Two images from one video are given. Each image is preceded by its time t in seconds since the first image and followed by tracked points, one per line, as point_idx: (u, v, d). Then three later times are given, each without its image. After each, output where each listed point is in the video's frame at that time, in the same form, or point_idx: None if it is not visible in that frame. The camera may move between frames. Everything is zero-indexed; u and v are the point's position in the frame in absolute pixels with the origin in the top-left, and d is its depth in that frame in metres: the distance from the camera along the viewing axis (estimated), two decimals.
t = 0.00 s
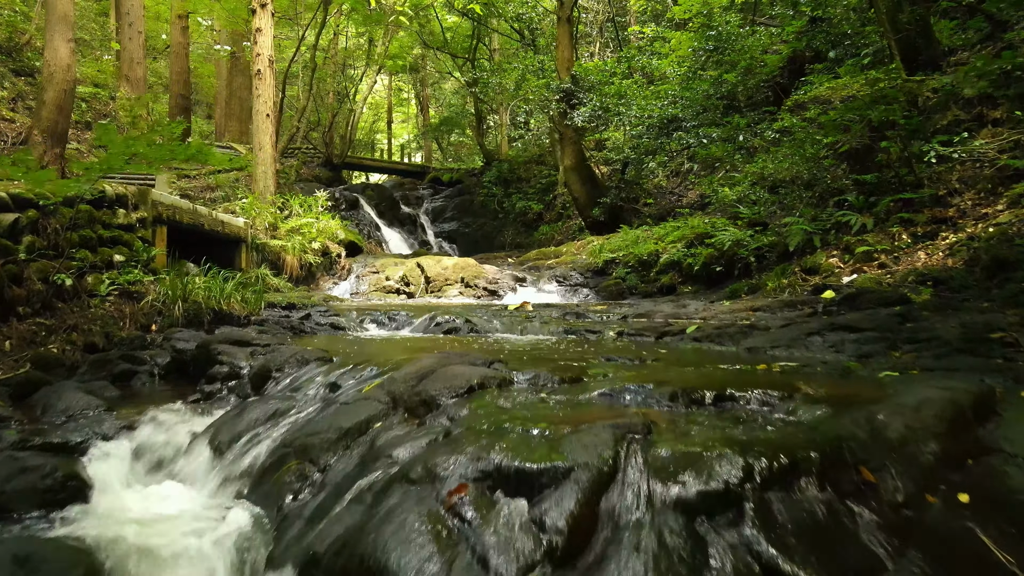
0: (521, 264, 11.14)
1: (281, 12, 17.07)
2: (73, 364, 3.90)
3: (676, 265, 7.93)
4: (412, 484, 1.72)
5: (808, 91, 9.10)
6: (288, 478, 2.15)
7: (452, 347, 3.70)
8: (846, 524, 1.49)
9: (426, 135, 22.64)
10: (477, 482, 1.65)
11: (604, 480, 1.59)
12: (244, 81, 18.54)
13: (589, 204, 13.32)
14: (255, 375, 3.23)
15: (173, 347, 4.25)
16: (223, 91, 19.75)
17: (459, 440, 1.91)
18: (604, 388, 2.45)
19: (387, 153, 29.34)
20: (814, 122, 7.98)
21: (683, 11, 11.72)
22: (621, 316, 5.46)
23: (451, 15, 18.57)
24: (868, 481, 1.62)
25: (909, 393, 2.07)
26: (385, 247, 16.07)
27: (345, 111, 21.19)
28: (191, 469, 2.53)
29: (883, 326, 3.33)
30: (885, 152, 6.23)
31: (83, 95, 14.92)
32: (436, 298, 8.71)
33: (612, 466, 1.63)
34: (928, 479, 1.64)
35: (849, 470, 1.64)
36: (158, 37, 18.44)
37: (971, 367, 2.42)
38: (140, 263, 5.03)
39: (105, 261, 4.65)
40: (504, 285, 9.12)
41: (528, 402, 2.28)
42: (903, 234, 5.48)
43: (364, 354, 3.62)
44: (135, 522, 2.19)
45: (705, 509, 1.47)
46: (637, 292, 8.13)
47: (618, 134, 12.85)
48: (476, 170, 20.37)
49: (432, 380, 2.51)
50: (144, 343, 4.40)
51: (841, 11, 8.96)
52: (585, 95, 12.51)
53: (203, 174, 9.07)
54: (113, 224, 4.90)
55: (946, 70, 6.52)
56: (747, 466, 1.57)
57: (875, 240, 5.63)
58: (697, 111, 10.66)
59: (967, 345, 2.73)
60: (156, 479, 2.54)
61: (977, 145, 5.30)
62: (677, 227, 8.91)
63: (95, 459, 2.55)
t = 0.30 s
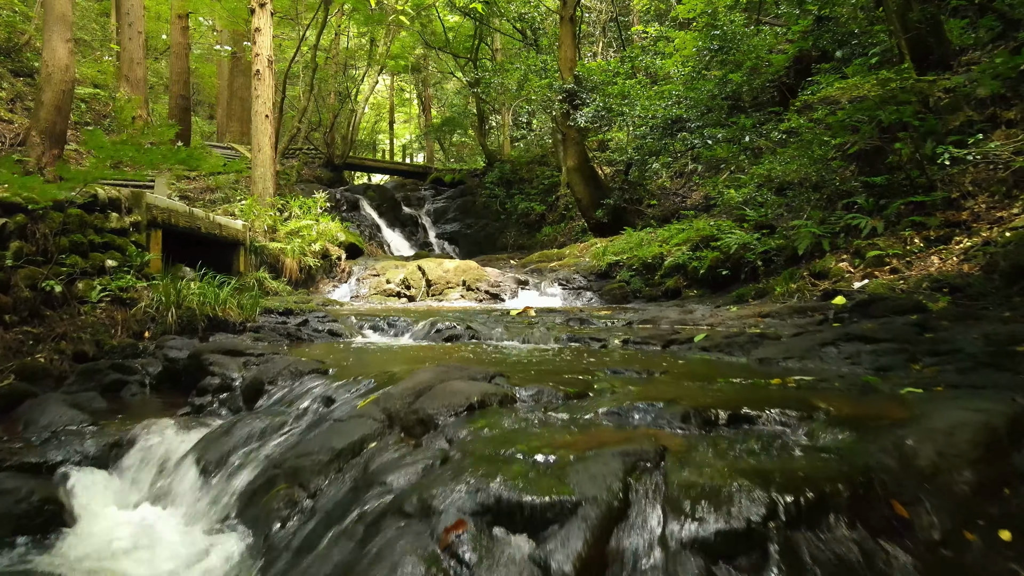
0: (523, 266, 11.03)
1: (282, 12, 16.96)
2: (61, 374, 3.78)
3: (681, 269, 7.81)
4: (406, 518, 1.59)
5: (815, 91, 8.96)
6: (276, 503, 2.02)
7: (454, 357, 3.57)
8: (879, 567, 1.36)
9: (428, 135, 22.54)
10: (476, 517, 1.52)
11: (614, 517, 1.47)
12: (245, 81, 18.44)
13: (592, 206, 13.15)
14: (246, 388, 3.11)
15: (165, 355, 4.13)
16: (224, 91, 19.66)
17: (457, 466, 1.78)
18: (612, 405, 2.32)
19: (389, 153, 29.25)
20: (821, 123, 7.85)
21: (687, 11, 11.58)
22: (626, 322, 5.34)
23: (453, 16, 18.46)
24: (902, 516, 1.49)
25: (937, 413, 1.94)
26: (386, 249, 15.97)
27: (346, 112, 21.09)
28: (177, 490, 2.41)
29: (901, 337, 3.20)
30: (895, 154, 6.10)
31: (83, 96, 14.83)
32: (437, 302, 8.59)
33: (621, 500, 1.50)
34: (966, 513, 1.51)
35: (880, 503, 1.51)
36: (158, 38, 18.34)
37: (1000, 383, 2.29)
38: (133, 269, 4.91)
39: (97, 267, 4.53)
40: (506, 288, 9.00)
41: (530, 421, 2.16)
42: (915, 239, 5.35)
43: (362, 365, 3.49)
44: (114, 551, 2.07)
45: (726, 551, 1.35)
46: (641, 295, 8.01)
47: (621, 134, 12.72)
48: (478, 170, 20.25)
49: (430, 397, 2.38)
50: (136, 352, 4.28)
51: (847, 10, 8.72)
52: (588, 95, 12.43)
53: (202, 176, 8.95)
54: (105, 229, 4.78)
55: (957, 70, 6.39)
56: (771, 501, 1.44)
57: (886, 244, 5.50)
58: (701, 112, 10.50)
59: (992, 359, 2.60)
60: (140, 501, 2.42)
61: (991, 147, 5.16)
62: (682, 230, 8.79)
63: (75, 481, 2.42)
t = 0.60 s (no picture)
0: (525, 268, 10.89)
1: (282, 11, 16.85)
2: (46, 384, 3.63)
3: (687, 271, 7.66)
4: (399, 558, 1.46)
5: (822, 91, 8.82)
6: (261, 532, 1.89)
7: (454, 366, 3.43)
8: None
9: (430, 135, 22.41)
10: (475, 558, 1.39)
11: (628, 560, 1.33)
12: (245, 81, 18.31)
13: (595, 206, 13.05)
14: (236, 401, 2.97)
15: (155, 364, 3.98)
16: (225, 92, 19.54)
17: (455, 496, 1.64)
18: (620, 424, 2.18)
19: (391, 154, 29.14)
20: (829, 123, 7.71)
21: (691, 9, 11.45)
22: (632, 328, 5.19)
23: (455, 15, 18.34)
24: (947, 559, 1.29)
25: (974, 438, 1.78)
26: (386, 250, 15.84)
27: (347, 112, 20.98)
28: (159, 511, 2.28)
29: (922, 347, 3.04)
30: (907, 154, 5.95)
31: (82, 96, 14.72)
32: (438, 305, 8.46)
33: (635, 540, 1.36)
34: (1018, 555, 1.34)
35: (921, 544, 1.33)
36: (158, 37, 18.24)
37: None
38: (125, 273, 4.77)
39: (86, 271, 4.39)
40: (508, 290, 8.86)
41: (535, 443, 2.01)
42: (929, 242, 5.20)
43: (358, 375, 3.35)
44: None
45: None
46: (646, 299, 7.87)
47: (625, 135, 12.57)
48: (480, 171, 20.13)
49: (427, 415, 2.24)
50: (126, 360, 4.15)
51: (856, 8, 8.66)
52: (591, 95, 12.20)
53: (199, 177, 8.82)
54: (95, 232, 4.64)
55: (970, 69, 6.23)
56: (804, 545, 1.30)
57: (899, 248, 5.34)
58: (705, 112, 10.38)
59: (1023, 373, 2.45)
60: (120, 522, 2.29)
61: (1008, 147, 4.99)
62: (686, 231, 8.64)
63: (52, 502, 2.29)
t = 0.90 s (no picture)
0: (527, 270, 10.74)
1: (282, 11, 16.73)
2: (28, 396, 3.47)
3: (692, 274, 7.51)
4: None
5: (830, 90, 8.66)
6: (240, 569, 1.73)
7: (453, 377, 3.29)
8: None
9: (431, 135, 22.28)
10: None
11: None
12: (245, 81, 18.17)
13: (597, 207, 12.89)
14: (223, 416, 2.82)
15: (142, 373, 3.82)
16: (225, 92, 19.43)
17: (451, 534, 1.49)
18: (630, 445, 2.02)
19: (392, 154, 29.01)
20: (837, 123, 7.56)
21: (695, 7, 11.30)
22: (637, 334, 5.04)
23: (456, 14, 18.22)
24: None
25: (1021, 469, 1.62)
26: (387, 252, 15.70)
27: (348, 112, 20.85)
28: (136, 540, 2.12)
29: (946, 359, 2.88)
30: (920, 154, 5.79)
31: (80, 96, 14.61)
32: (438, 309, 8.31)
33: None
34: None
35: None
36: (157, 37, 18.13)
37: None
38: (114, 278, 4.62)
39: (73, 276, 4.23)
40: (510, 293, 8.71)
41: (539, 470, 1.86)
42: (944, 245, 5.03)
43: (353, 386, 3.20)
44: None
45: None
46: (650, 302, 7.72)
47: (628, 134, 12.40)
48: (481, 171, 19.99)
49: (423, 436, 2.09)
50: (113, 369, 4.00)
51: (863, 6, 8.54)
52: (593, 94, 12.02)
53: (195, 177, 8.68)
54: (84, 236, 4.50)
55: (983, 67, 6.06)
56: None
57: (912, 251, 5.18)
58: (709, 112, 10.28)
59: None
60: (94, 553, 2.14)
61: None
62: (691, 233, 8.49)
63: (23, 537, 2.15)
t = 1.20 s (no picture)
0: (530, 272, 10.57)
1: (282, 10, 16.59)
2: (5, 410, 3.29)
3: (698, 278, 7.34)
4: None
5: (840, 90, 8.49)
6: None
7: (453, 392, 3.13)
8: None
9: (433, 135, 22.14)
10: None
11: None
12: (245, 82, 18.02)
13: (600, 209, 12.71)
14: (208, 436, 2.65)
15: (128, 385, 3.65)
16: (225, 92, 19.30)
17: None
18: (644, 475, 1.85)
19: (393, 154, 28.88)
20: (846, 123, 7.40)
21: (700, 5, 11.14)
22: (644, 342, 4.87)
23: (457, 14, 18.09)
24: None
25: None
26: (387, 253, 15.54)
27: (348, 112, 20.71)
28: None
29: (976, 375, 2.70)
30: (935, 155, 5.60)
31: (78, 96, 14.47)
32: (439, 312, 8.15)
33: None
34: None
35: None
36: (157, 37, 18.00)
37: None
38: (102, 284, 4.46)
39: (57, 283, 4.06)
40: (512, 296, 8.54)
41: (544, 506, 1.68)
42: (961, 249, 4.86)
43: (347, 401, 3.03)
44: None
45: None
46: (655, 306, 7.56)
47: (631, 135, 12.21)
48: (483, 171, 19.85)
49: (417, 464, 1.92)
50: (99, 379, 3.82)
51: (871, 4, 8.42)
52: (596, 94, 11.86)
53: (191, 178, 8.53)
54: (71, 240, 4.34)
55: (998, 66, 5.87)
56: None
57: (928, 255, 5.00)
58: (714, 112, 10.11)
59: None
60: None
61: None
62: (697, 235, 8.33)
63: None
